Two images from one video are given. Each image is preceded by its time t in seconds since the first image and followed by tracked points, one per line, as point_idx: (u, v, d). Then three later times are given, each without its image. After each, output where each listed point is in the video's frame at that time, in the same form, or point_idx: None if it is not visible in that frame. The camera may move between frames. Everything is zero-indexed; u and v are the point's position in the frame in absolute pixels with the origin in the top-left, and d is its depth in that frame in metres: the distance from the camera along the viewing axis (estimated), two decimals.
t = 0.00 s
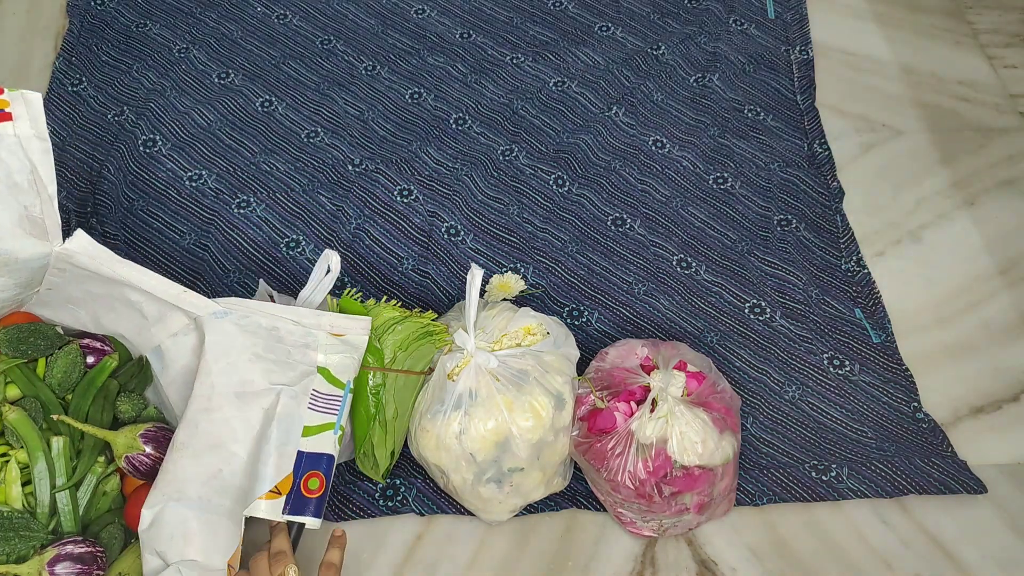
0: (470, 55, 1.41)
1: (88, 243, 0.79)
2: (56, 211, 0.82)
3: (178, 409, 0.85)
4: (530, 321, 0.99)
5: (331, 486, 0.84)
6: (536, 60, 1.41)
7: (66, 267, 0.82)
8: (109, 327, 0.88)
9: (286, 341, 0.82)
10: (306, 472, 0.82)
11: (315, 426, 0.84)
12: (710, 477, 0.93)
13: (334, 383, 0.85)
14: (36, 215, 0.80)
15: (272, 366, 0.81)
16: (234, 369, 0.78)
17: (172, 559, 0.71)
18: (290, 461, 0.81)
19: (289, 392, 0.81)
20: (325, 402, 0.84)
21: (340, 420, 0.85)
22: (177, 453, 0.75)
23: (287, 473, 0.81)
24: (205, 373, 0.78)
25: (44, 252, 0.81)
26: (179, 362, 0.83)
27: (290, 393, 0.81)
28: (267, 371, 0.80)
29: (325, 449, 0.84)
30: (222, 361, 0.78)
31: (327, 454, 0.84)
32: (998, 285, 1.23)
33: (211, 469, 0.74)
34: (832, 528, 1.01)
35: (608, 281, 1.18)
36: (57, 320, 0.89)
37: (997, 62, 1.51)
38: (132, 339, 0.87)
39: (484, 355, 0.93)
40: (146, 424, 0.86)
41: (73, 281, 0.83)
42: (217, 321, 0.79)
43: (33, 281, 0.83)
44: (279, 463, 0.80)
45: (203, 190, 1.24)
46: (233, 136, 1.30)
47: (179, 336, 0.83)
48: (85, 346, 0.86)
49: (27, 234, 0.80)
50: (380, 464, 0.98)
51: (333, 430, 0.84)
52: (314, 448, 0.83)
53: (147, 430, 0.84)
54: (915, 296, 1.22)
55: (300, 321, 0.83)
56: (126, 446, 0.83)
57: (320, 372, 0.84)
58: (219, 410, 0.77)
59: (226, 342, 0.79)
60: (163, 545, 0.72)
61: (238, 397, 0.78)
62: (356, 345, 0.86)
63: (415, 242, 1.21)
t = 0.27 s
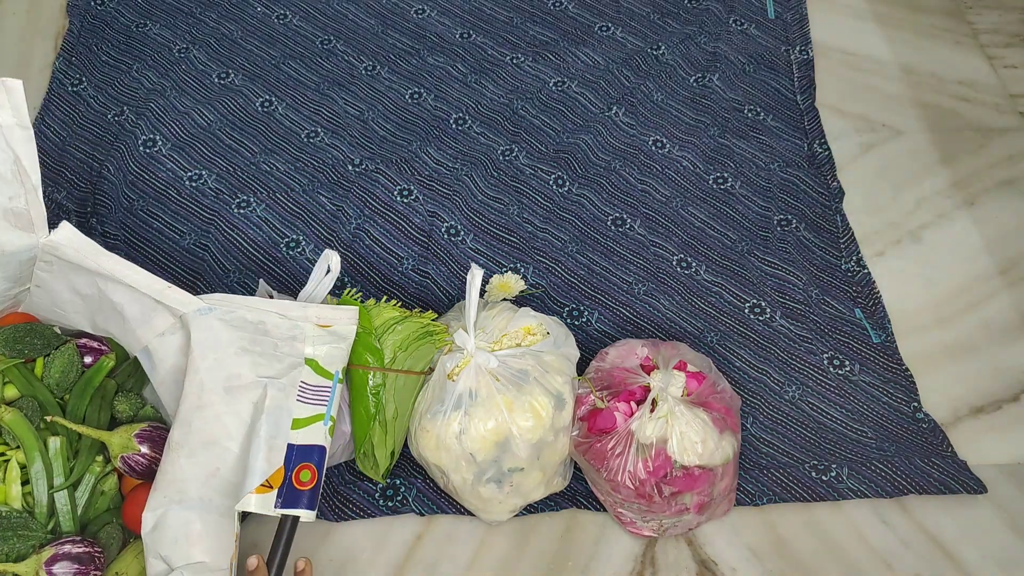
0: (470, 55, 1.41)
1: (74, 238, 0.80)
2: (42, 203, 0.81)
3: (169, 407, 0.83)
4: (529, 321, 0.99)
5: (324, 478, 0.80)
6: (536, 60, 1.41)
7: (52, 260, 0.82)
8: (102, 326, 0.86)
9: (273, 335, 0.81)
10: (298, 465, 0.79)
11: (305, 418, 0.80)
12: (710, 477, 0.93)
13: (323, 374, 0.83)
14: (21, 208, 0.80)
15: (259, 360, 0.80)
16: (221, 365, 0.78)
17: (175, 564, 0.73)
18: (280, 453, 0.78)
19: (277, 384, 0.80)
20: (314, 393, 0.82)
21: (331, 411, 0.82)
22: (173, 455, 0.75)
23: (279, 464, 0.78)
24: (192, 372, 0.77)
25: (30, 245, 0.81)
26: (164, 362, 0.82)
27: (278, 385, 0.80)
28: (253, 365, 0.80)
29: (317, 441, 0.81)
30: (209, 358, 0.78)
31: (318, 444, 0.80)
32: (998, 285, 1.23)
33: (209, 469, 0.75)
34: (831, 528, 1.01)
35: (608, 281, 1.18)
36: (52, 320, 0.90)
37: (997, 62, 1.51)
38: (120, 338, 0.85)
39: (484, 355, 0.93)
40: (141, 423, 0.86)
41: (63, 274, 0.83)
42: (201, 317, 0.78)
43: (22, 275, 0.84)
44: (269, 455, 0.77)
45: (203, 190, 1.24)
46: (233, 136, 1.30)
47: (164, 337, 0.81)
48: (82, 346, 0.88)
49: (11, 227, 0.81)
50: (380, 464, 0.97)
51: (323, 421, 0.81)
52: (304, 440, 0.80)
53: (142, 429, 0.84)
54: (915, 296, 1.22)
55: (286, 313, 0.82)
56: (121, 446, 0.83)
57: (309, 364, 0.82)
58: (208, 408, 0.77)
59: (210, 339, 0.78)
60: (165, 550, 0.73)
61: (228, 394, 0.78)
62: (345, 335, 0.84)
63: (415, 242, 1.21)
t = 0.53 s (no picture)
0: (470, 55, 1.41)
1: (50, 232, 0.79)
2: (18, 197, 0.80)
3: (163, 409, 0.87)
4: (530, 321, 0.99)
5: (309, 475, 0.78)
6: (536, 60, 1.41)
7: (37, 257, 0.82)
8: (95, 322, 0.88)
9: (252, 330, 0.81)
10: (280, 463, 0.77)
11: (285, 414, 0.79)
12: (710, 477, 0.93)
13: (304, 368, 0.81)
14: None
15: (236, 356, 0.80)
16: (201, 364, 0.79)
17: (185, 570, 0.76)
18: (260, 453, 0.77)
19: (253, 381, 0.80)
20: (296, 387, 0.80)
21: (312, 405, 0.80)
22: (169, 461, 0.78)
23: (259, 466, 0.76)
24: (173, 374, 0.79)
25: (10, 240, 0.81)
26: (152, 363, 0.85)
27: (254, 382, 0.80)
28: (231, 362, 0.80)
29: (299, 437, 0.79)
30: (188, 359, 0.79)
31: (301, 441, 0.78)
32: (998, 285, 1.23)
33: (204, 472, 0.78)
34: (832, 528, 1.01)
35: (608, 281, 1.18)
36: (48, 319, 0.91)
37: (997, 62, 1.51)
38: (113, 336, 0.87)
39: (484, 355, 0.93)
40: (133, 423, 0.86)
41: (50, 271, 0.84)
42: (179, 317, 0.79)
43: (9, 274, 0.85)
44: (247, 455, 0.76)
45: (203, 190, 1.24)
46: (233, 136, 1.30)
47: (150, 336, 0.83)
48: (78, 346, 0.88)
49: None
50: (380, 464, 0.97)
51: (305, 416, 0.79)
52: (286, 437, 0.78)
53: (133, 429, 0.84)
54: (915, 296, 1.22)
55: (266, 307, 0.81)
56: (112, 446, 0.83)
57: (288, 358, 0.81)
58: (192, 409, 0.79)
59: (188, 339, 0.79)
60: (171, 557, 0.76)
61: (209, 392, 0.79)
62: (326, 326, 0.83)
63: (415, 242, 1.21)
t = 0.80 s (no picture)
0: (470, 55, 1.41)
1: (52, 233, 0.80)
2: (21, 199, 0.80)
3: (166, 409, 0.87)
4: (529, 321, 0.99)
5: (312, 478, 0.78)
6: (536, 60, 1.41)
7: (37, 258, 0.83)
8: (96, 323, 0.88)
9: (252, 332, 0.81)
10: (282, 467, 0.77)
11: (286, 417, 0.78)
12: (710, 477, 0.93)
13: (304, 370, 0.81)
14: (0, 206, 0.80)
15: (236, 359, 0.80)
16: (200, 367, 0.79)
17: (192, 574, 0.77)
18: (262, 457, 0.76)
19: (253, 385, 0.79)
20: (296, 390, 0.80)
21: (313, 408, 0.80)
22: (174, 465, 0.78)
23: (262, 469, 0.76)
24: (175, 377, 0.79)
25: (10, 241, 0.81)
26: (153, 363, 0.85)
27: (254, 386, 0.79)
28: (231, 365, 0.80)
29: (301, 440, 0.78)
30: (189, 362, 0.79)
31: (304, 444, 0.78)
32: (998, 285, 1.23)
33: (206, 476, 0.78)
34: (831, 528, 1.01)
35: (608, 280, 1.18)
36: (49, 320, 0.91)
37: (997, 62, 1.51)
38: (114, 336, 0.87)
39: (484, 355, 0.93)
40: (134, 424, 0.86)
41: (50, 272, 0.84)
42: (180, 321, 0.79)
43: (10, 274, 0.85)
44: (249, 459, 0.76)
45: (203, 190, 1.24)
46: (233, 136, 1.30)
47: (151, 339, 0.83)
48: (78, 347, 0.88)
49: None
50: (380, 464, 0.97)
51: (306, 420, 0.79)
52: (288, 441, 0.78)
53: (134, 430, 0.84)
54: (915, 296, 1.22)
55: (265, 310, 0.82)
56: (113, 447, 0.83)
57: (288, 361, 0.81)
58: (195, 413, 0.79)
59: (188, 342, 0.80)
60: (179, 561, 0.77)
61: (209, 396, 0.79)
62: (326, 328, 0.83)
63: (415, 242, 1.21)
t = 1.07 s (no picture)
0: (470, 55, 1.41)
1: (51, 232, 0.80)
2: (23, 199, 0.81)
3: (169, 410, 0.87)
4: (529, 321, 0.99)
5: (314, 479, 0.78)
6: (536, 60, 1.41)
7: (37, 258, 0.82)
8: (97, 323, 0.88)
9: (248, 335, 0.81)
10: (283, 469, 0.77)
11: (285, 419, 0.78)
12: (710, 477, 0.93)
13: (302, 370, 0.81)
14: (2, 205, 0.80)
15: (233, 362, 0.80)
16: (199, 370, 0.79)
17: None
18: (262, 461, 0.76)
19: (250, 389, 0.78)
20: (294, 391, 0.80)
21: (312, 408, 0.80)
22: (180, 469, 0.79)
23: (262, 473, 0.76)
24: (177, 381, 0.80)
25: (11, 241, 0.81)
26: (155, 365, 0.85)
27: (251, 389, 0.78)
28: (228, 368, 0.79)
29: (301, 441, 0.78)
30: (188, 367, 0.79)
31: (304, 446, 0.78)
32: (998, 285, 1.23)
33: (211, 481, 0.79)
34: (832, 528, 1.01)
35: (608, 280, 1.18)
36: (50, 321, 0.92)
37: (997, 62, 1.51)
38: (116, 337, 0.87)
39: (484, 355, 0.93)
40: (135, 425, 0.86)
41: (51, 274, 0.84)
42: (178, 326, 0.80)
43: (10, 274, 0.85)
44: (247, 464, 0.76)
45: (203, 190, 1.24)
46: (233, 136, 1.30)
47: (151, 341, 0.83)
48: (78, 347, 0.88)
49: None
50: (380, 464, 0.97)
51: (305, 421, 0.79)
52: (288, 443, 0.78)
53: (135, 431, 0.84)
54: (915, 296, 1.22)
55: (263, 311, 0.82)
56: (113, 448, 0.83)
57: (286, 362, 0.80)
58: (195, 418, 0.79)
59: (186, 346, 0.80)
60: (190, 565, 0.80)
61: (207, 401, 0.79)
62: (325, 328, 0.83)
63: (415, 242, 1.21)
